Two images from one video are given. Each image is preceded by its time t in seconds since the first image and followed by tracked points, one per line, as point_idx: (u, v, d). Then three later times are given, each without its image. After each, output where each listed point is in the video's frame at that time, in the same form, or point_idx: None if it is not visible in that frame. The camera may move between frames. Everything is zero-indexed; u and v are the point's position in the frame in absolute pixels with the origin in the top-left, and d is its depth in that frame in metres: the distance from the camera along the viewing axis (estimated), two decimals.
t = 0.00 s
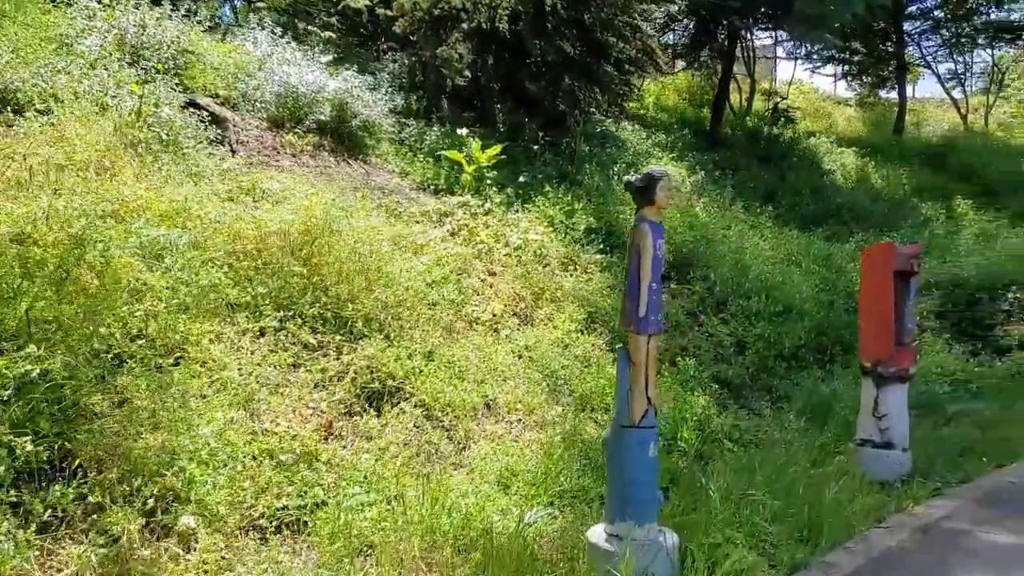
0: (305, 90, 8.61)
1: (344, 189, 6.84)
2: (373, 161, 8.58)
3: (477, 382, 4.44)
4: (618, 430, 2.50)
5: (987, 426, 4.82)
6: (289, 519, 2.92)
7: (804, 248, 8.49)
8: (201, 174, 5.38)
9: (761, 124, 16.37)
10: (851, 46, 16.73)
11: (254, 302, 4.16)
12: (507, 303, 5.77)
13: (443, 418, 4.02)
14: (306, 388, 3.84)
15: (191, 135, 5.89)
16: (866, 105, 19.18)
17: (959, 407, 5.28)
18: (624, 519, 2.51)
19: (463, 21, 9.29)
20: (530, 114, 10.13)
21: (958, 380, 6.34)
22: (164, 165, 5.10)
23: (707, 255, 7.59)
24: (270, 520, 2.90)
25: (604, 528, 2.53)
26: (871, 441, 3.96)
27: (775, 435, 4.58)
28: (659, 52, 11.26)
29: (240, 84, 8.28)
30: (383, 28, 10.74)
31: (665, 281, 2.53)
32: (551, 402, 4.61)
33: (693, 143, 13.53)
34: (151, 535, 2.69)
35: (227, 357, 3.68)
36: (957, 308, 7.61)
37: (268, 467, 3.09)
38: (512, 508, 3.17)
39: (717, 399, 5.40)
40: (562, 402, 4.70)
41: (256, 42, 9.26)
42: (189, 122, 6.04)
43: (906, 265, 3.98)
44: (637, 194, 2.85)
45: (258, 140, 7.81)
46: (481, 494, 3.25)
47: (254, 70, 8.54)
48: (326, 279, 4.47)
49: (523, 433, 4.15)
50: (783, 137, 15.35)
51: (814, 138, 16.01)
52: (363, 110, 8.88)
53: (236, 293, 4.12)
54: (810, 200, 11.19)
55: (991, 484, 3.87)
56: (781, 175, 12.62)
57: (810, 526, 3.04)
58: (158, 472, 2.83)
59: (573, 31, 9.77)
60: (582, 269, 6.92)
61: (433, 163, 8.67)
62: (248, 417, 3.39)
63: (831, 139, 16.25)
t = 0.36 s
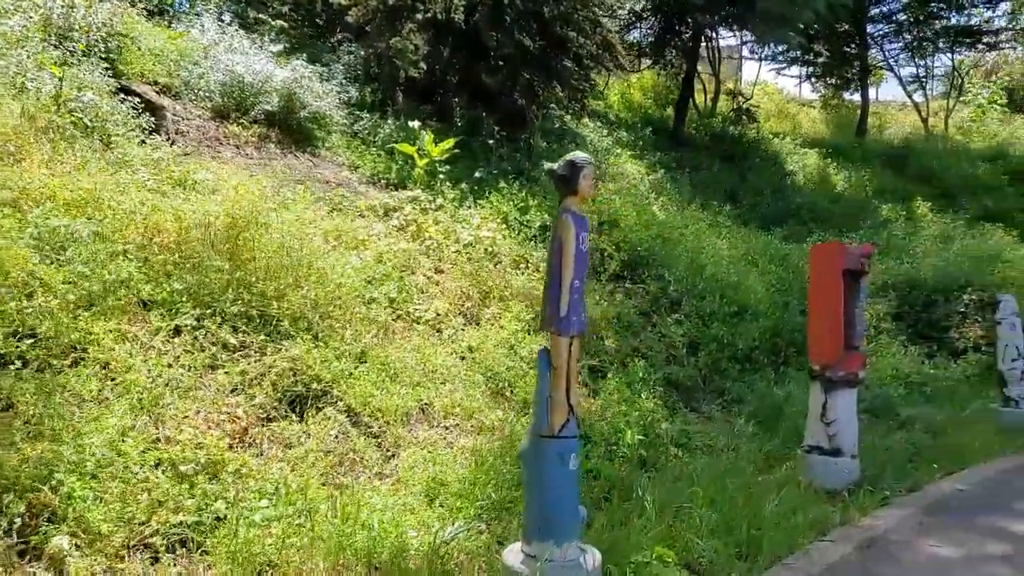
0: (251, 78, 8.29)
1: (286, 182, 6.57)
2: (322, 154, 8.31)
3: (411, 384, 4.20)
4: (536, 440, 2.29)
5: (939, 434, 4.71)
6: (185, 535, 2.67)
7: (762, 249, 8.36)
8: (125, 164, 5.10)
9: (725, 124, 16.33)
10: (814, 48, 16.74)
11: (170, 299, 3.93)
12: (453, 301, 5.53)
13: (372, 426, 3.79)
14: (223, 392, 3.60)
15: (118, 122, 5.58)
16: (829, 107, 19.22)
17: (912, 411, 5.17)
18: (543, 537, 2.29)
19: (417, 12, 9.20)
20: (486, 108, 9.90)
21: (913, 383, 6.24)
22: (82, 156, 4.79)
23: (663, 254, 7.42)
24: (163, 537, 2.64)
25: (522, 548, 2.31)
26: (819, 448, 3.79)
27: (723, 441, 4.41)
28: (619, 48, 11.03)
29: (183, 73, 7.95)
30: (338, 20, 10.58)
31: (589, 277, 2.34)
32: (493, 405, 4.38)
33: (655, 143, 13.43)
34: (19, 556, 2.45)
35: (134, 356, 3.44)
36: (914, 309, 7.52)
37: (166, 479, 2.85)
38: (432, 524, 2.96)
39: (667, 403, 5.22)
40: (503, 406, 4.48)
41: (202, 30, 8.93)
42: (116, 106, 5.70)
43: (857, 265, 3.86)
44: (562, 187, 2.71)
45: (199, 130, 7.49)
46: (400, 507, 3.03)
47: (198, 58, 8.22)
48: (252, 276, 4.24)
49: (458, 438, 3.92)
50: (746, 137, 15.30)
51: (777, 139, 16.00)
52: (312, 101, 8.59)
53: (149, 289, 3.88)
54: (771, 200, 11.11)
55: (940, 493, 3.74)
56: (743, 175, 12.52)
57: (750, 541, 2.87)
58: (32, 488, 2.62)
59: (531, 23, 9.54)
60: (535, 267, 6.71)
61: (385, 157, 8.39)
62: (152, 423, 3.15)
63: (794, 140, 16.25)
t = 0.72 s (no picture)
0: (212, 73, 8.00)
1: (244, 180, 6.32)
2: (287, 152, 8.05)
3: (364, 391, 3.97)
4: (474, 459, 2.11)
5: (918, 437, 4.55)
6: (94, 565, 2.43)
7: (741, 246, 8.18)
8: (66, 162, 4.83)
9: (705, 121, 16.19)
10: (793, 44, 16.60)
11: (103, 303, 3.70)
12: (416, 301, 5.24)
13: (320, 438, 3.58)
14: (155, 403, 3.37)
15: (62, 119, 5.31)
16: (810, 105, 19.13)
17: (890, 413, 5.00)
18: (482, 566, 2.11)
19: (386, 5, 8.93)
20: (458, 104, 9.67)
21: (891, 383, 6.09)
22: (17, 154, 4.53)
23: (638, 253, 7.23)
24: (73, 567, 2.41)
25: None
26: (793, 455, 3.60)
27: (694, 448, 4.22)
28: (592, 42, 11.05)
29: (143, 69, 7.65)
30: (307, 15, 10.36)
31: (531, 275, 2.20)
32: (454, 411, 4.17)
33: (634, 139, 13.25)
34: None
35: (55, 366, 3.26)
36: (893, 307, 7.37)
37: (80, 503, 2.62)
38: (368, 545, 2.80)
39: (637, 407, 5.02)
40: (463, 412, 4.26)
41: (166, 25, 8.63)
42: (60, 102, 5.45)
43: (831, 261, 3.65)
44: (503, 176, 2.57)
45: (157, 126, 7.21)
46: (336, 529, 2.87)
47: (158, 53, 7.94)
48: (194, 278, 3.98)
49: (411, 448, 3.70)
50: (726, 134, 15.16)
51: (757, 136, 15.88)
52: (278, 97, 8.32)
53: (80, 292, 3.67)
54: (750, 197, 10.96)
55: (918, 501, 3.57)
56: (722, 172, 12.36)
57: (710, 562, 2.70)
58: None
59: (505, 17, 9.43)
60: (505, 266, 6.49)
61: (353, 154, 8.14)
62: (69, 438, 2.94)
63: (774, 137, 16.13)
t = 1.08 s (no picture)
0: (176, 67, 7.70)
1: (202, 178, 6.04)
2: (254, 148, 7.77)
3: (315, 402, 3.70)
4: (395, 486, 2.11)
5: (904, 446, 4.32)
6: None
7: (723, 246, 7.95)
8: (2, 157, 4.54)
9: (690, 120, 15.99)
10: (780, 41, 16.39)
11: (25, 307, 3.44)
12: (378, 303, 4.94)
13: (261, 453, 3.31)
14: (77, 417, 3.11)
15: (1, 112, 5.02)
16: (797, 103, 18.93)
17: (875, 420, 4.78)
18: None
19: None
20: (434, 98, 9.33)
21: (877, 388, 5.86)
22: None
23: (616, 253, 6.98)
24: None
25: None
26: (770, 469, 3.37)
27: (668, 460, 3.98)
28: (573, 37, 10.93)
29: (102, 62, 7.36)
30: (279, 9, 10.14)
31: (459, 281, 2.18)
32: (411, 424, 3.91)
33: (617, 138, 13.02)
34: None
35: None
36: (879, 309, 7.15)
37: None
38: None
39: (611, 415, 4.78)
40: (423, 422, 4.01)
41: (129, 17, 8.31)
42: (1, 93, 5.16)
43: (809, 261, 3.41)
44: (430, 161, 2.21)
45: (115, 121, 6.91)
46: (267, 559, 2.59)
47: (119, 46, 7.63)
48: (130, 281, 3.71)
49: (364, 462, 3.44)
50: (711, 132, 14.95)
51: (743, 134, 15.68)
52: (244, 92, 8.06)
53: None
54: (734, 195, 10.74)
55: (903, 518, 3.35)
56: (707, 171, 12.14)
57: None
58: None
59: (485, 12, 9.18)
60: (477, 266, 6.23)
61: (323, 150, 7.87)
62: None
63: (760, 136, 15.94)
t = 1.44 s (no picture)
0: (134, 56, 7.42)
1: (153, 171, 5.77)
2: (216, 141, 7.48)
3: (254, 410, 3.43)
4: (284, 517, 2.05)
5: (883, 455, 4.12)
6: None
7: (702, 245, 7.73)
8: None
9: (673, 118, 15.79)
10: (763, 39, 16.21)
11: None
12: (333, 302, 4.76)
13: (188, 466, 3.04)
14: None
15: None
16: (781, 102, 18.76)
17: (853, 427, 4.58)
18: None
19: None
20: (407, 92, 9.07)
21: (856, 392, 5.67)
22: None
23: (590, 252, 6.74)
24: None
25: None
26: (737, 483, 3.14)
27: (632, 470, 3.75)
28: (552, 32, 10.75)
29: (55, 50, 7.10)
30: None
31: (359, 279, 2.04)
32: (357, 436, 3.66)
33: (598, 135, 12.80)
34: None
35: None
36: (860, 310, 6.95)
37: None
38: None
39: (577, 422, 4.54)
40: (371, 431, 3.76)
41: (87, 4, 7.99)
42: None
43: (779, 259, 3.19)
44: (325, 138, 2.09)
45: (67, 112, 6.64)
46: None
47: (75, 34, 7.37)
48: (52, 279, 3.46)
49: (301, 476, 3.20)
50: (694, 130, 14.76)
51: (726, 133, 15.50)
52: (206, 83, 7.78)
53: None
54: (715, 194, 10.54)
55: (878, 537, 3.13)
56: (688, 169, 11.93)
57: None
58: None
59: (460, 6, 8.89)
60: (443, 263, 5.98)
61: (289, 144, 7.59)
62: None
63: (743, 135, 15.77)
